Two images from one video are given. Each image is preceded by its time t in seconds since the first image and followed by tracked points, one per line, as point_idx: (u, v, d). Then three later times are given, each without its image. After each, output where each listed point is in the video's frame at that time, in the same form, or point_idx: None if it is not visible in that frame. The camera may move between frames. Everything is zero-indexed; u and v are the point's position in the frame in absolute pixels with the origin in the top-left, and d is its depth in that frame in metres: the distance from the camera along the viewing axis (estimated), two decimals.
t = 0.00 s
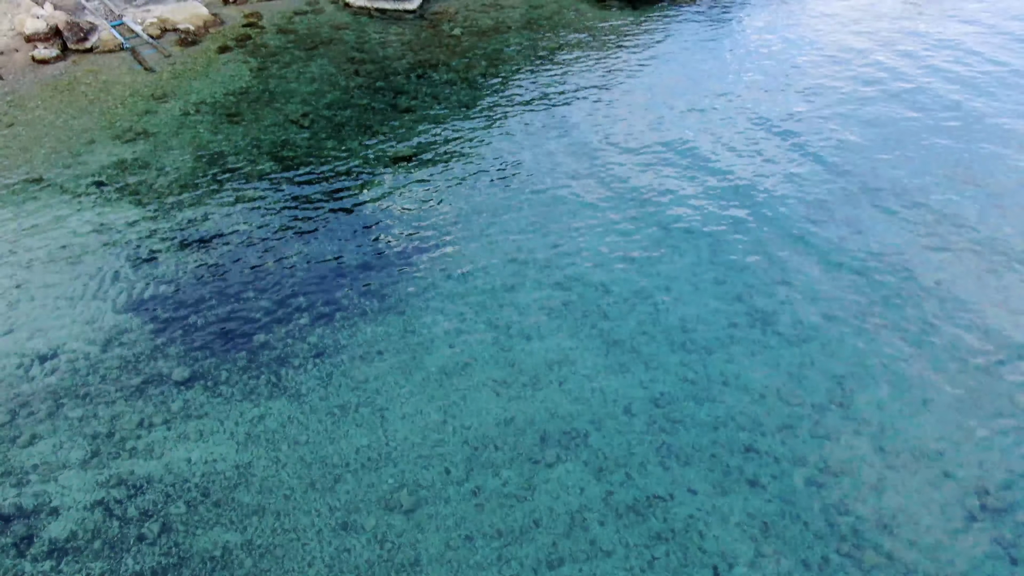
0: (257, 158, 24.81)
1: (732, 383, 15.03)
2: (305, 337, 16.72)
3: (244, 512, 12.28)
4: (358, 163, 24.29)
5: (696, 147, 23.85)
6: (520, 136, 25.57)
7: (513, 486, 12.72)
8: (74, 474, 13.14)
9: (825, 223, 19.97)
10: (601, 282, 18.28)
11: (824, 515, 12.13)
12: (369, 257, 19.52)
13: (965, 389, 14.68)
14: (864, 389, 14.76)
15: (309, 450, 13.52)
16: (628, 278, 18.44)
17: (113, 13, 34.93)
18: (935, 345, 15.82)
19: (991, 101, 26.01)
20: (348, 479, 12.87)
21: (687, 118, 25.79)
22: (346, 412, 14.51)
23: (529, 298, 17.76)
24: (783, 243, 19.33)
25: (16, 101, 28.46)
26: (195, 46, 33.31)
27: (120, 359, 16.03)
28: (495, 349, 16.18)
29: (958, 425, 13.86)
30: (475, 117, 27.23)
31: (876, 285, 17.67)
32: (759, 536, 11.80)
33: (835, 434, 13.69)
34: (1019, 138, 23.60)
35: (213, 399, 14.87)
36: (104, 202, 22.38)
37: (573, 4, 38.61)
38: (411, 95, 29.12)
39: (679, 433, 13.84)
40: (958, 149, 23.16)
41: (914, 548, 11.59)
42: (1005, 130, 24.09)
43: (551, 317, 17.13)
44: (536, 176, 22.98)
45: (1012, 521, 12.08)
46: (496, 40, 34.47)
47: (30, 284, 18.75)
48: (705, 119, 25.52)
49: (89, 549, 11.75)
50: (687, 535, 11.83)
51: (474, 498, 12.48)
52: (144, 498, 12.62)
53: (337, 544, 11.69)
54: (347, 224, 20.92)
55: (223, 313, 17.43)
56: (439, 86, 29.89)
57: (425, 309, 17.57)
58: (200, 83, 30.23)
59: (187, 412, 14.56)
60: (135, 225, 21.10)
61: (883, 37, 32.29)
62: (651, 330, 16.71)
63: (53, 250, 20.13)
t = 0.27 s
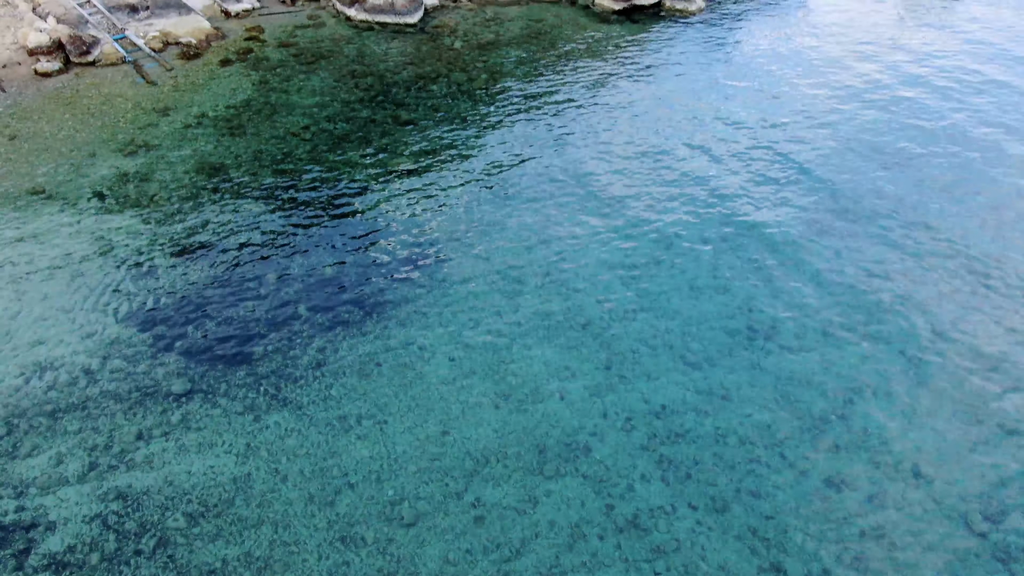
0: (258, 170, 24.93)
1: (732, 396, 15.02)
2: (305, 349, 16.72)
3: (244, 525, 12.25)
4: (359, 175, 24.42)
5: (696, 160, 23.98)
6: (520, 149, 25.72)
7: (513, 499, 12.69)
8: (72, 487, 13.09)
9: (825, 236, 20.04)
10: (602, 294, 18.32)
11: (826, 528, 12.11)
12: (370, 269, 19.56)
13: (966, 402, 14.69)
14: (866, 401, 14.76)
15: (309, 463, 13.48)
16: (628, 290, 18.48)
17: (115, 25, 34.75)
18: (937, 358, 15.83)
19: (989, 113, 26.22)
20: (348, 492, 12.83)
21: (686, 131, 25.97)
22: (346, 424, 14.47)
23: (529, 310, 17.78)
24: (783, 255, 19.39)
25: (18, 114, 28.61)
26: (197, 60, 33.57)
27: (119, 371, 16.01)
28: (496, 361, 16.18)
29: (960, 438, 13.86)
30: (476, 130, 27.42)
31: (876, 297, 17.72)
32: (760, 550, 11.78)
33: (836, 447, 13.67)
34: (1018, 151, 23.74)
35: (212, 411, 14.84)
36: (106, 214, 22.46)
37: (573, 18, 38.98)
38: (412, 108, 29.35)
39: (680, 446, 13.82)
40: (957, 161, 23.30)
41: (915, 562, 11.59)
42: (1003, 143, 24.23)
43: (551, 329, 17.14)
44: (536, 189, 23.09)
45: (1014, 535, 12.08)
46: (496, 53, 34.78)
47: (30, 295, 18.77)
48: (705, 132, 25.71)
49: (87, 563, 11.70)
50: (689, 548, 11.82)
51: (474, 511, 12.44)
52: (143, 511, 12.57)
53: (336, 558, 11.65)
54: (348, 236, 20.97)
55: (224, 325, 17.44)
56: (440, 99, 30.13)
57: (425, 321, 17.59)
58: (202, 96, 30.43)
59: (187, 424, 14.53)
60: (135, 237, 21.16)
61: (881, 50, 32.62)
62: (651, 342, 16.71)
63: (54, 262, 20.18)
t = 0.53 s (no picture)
0: (259, 182, 25.04)
1: (733, 408, 15.00)
2: (305, 361, 16.71)
3: (243, 539, 12.21)
4: (360, 188, 24.55)
5: (695, 172, 24.10)
6: (520, 161, 25.85)
7: (513, 512, 12.65)
8: (70, 500, 13.04)
9: (824, 248, 20.10)
10: (602, 306, 18.33)
11: (827, 542, 12.09)
12: (370, 281, 19.58)
13: (968, 413, 14.67)
14: (867, 413, 14.74)
15: (308, 475, 13.43)
16: (628, 302, 18.50)
17: (117, 39, 34.92)
18: (938, 369, 15.83)
19: (988, 125, 26.35)
20: (347, 505, 12.78)
21: (685, 143, 26.11)
22: (345, 437, 14.42)
23: (529, 322, 17.79)
24: (782, 267, 19.43)
25: (20, 126, 28.76)
26: (199, 73, 33.81)
27: (118, 383, 15.99)
28: (496, 373, 16.16)
29: (962, 450, 13.84)
30: (476, 142, 27.60)
31: (877, 309, 17.72)
32: (760, 564, 11.77)
33: (837, 459, 13.65)
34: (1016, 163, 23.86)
35: (211, 424, 14.81)
36: (107, 227, 22.53)
37: (572, 32, 39.32)
38: (413, 120, 29.56)
39: (681, 458, 13.79)
40: (955, 173, 23.40)
41: None
42: (1002, 155, 24.33)
43: (551, 341, 17.14)
44: (536, 201, 23.18)
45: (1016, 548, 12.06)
46: (496, 66, 35.07)
47: (30, 307, 18.79)
48: (704, 145, 25.86)
49: None
50: (690, 562, 11.81)
51: (474, 524, 12.41)
52: (141, 524, 12.53)
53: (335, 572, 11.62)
54: (348, 248, 21.02)
55: (224, 337, 17.44)
56: (441, 112, 30.36)
57: (425, 333, 17.58)
58: (203, 109, 30.62)
59: (185, 436, 14.49)
60: (136, 249, 21.20)
61: (880, 62, 32.88)
62: (651, 354, 16.70)
63: (54, 274, 20.21)
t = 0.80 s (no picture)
0: (260, 195, 25.16)
1: (734, 420, 14.98)
2: (304, 373, 16.70)
3: (242, 552, 12.18)
4: (361, 200, 24.67)
5: (694, 185, 24.24)
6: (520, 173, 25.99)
7: (514, 525, 12.62)
8: (68, 513, 13.00)
9: (823, 260, 20.17)
10: (602, 318, 18.36)
11: (829, 555, 12.07)
12: (370, 294, 19.61)
13: (969, 426, 14.68)
14: (868, 426, 14.74)
15: (307, 488, 13.39)
16: (628, 314, 18.53)
17: (120, 52, 35.17)
18: (938, 382, 15.86)
19: (985, 139, 26.56)
20: (347, 518, 12.74)
21: (684, 156, 26.27)
22: (345, 449, 14.39)
23: (529, 335, 17.81)
24: (782, 279, 19.49)
25: (22, 139, 28.92)
26: (200, 86, 34.05)
27: (118, 395, 15.97)
28: (496, 385, 16.15)
29: (963, 463, 13.84)
30: (476, 154, 27.77)
31: (876, 322, 17.77)
32: None
33: (838, 472, 13.63)
34: (1013, 176, 24.04)
35: (211, 436, 14.78)
36: (107, 239, 22.60)
37: (572, 45, 39.66)
38: (414, 133, 29.76)
39: (681, 470, 13.76)
40: (952, 187, 23.57)
41: None
42: (999, 168, 24.51)
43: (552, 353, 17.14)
44: (536, 214, 23.27)
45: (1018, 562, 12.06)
46: (496, 79, 35.35)
47: (31, 319, 18.81)
48: (704, 158, 26.00)
49: None
50: None
51: (475, 537, 12.38)
52: (140, 538, 12.49)
53: None
54: (349, 261, 21.08)
55: (224, 349, 17.44)
56: (441, 124, 30.57)
57: (425, 345, 17.59)
58: (204, 121, 30.82)
59: (185, 449, 14.46)
60: (136, 261, 21.25)
61: (879, 76, 33.16)
62: (651, 367, 16.70)
63: (55, 286, 20.25)
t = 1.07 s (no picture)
0: (260, 207, 25.23)
1: (735, 432, 14.93)
2: (304, 385, 16.66)
3: (242, 567, 12.13)
4: (361, 212, 24.73)
5: (693, 197, 24.32)
6: (520, 186, 26.08)
7: (514, 538, 12.57)
8: (67, 526, 12.94)
9: (823, 273, 20.19)
10: (602, 331, 18.35)
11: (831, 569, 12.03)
12: (370, 305, 19.61)
13: (971, 438, 14.64)
14: (869, 438, 14.69)
15: (307, 501, 13.33)
16: (628, 326, 18.52)
17: (122, 65, 35.43)
18: (939, 394, 15.84)
19: (982, 152, 26.70)
20: (347, 532, 12.69)
21: (683, 168, 26.38)
22: (344, 462, 14.32)
23: (529, 347, 17.80)
24: (781, 291, 19.51)
25: (24, 151, 29.06)
26: (202, 99, 34.24)
27: (117, 407, 15.93)
28: (496, 397, 16.11)
29: (965, 476, 13.79)
30: (476, 167, 27.88)
31: (877, 335, 17.76)
32: None
33: (840, 484, 13.57)
34: (1011, 189, 24.16)
35: (210, 448, 14.73)
36: (108, 251, 22.64)
37: (571, 58, 39.94)
38: (414, 145, 29.89)
39: (683, 483, 13.70)
40: (950, 200, 23.67)
41: None
42: (996, 181, 24.64)
43: (552, 365, 17.11)
44: (536, 226, 23.32)
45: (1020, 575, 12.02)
46: (496, 92, 35.57)
47: (31, 331, 18.80)
48: (703, 170, 26.12)
49: None
50: None
51: (475, 551, 12.33)
52: (139, 551, 12.43)
53: None
54: (349, 273, 21.09)
55: (223, 361, 17.42)
56: (441, 137, 30.72)
57: (425, 357, 17.56)
58: (205, 134, 30.97)
59: (184, 461, 14.41)
60: (137, 273, 21.27)
61: (876, 89, 33.39)
62: (652, 379, 16.67)
63: (55, 298, 20.26)
